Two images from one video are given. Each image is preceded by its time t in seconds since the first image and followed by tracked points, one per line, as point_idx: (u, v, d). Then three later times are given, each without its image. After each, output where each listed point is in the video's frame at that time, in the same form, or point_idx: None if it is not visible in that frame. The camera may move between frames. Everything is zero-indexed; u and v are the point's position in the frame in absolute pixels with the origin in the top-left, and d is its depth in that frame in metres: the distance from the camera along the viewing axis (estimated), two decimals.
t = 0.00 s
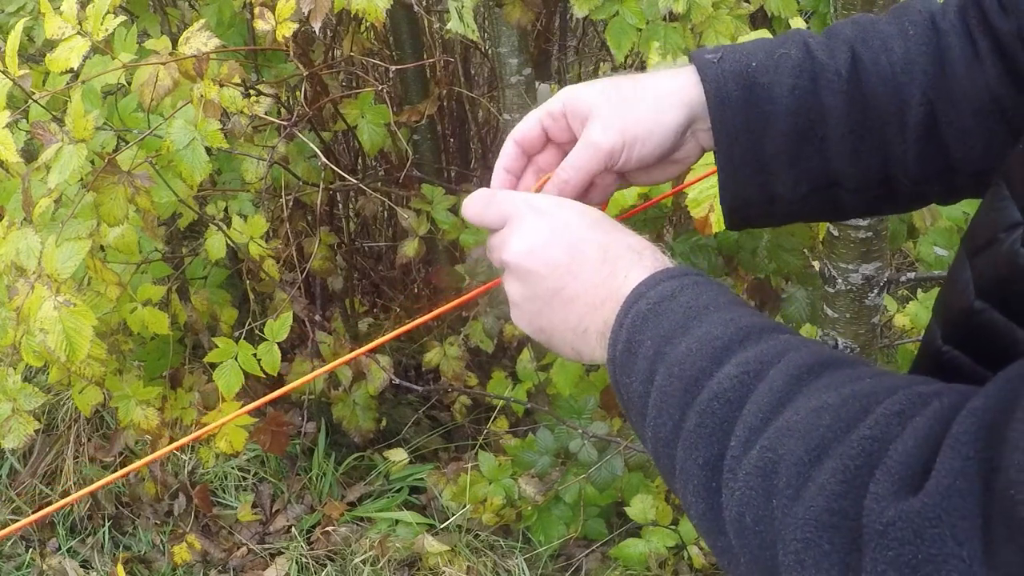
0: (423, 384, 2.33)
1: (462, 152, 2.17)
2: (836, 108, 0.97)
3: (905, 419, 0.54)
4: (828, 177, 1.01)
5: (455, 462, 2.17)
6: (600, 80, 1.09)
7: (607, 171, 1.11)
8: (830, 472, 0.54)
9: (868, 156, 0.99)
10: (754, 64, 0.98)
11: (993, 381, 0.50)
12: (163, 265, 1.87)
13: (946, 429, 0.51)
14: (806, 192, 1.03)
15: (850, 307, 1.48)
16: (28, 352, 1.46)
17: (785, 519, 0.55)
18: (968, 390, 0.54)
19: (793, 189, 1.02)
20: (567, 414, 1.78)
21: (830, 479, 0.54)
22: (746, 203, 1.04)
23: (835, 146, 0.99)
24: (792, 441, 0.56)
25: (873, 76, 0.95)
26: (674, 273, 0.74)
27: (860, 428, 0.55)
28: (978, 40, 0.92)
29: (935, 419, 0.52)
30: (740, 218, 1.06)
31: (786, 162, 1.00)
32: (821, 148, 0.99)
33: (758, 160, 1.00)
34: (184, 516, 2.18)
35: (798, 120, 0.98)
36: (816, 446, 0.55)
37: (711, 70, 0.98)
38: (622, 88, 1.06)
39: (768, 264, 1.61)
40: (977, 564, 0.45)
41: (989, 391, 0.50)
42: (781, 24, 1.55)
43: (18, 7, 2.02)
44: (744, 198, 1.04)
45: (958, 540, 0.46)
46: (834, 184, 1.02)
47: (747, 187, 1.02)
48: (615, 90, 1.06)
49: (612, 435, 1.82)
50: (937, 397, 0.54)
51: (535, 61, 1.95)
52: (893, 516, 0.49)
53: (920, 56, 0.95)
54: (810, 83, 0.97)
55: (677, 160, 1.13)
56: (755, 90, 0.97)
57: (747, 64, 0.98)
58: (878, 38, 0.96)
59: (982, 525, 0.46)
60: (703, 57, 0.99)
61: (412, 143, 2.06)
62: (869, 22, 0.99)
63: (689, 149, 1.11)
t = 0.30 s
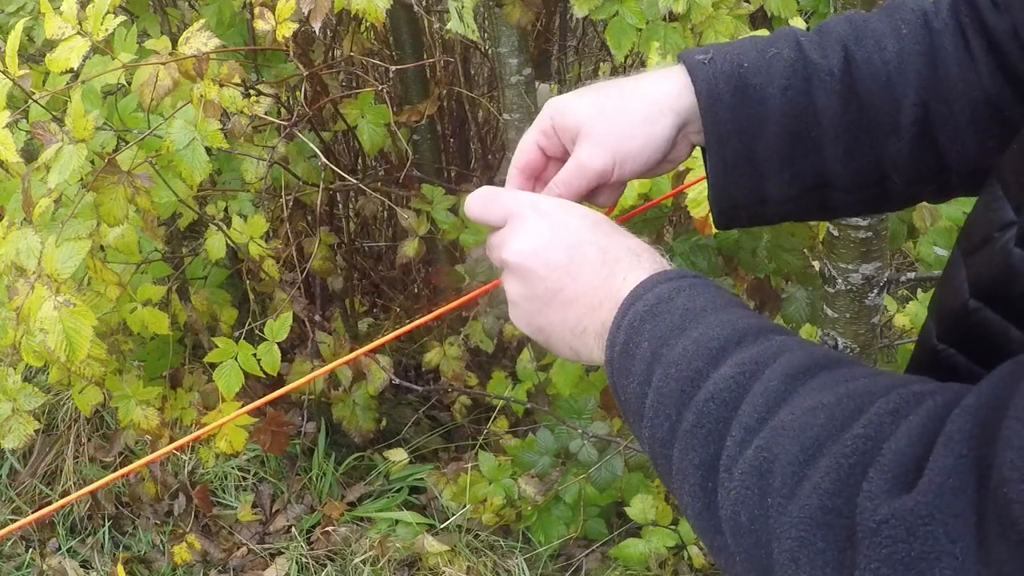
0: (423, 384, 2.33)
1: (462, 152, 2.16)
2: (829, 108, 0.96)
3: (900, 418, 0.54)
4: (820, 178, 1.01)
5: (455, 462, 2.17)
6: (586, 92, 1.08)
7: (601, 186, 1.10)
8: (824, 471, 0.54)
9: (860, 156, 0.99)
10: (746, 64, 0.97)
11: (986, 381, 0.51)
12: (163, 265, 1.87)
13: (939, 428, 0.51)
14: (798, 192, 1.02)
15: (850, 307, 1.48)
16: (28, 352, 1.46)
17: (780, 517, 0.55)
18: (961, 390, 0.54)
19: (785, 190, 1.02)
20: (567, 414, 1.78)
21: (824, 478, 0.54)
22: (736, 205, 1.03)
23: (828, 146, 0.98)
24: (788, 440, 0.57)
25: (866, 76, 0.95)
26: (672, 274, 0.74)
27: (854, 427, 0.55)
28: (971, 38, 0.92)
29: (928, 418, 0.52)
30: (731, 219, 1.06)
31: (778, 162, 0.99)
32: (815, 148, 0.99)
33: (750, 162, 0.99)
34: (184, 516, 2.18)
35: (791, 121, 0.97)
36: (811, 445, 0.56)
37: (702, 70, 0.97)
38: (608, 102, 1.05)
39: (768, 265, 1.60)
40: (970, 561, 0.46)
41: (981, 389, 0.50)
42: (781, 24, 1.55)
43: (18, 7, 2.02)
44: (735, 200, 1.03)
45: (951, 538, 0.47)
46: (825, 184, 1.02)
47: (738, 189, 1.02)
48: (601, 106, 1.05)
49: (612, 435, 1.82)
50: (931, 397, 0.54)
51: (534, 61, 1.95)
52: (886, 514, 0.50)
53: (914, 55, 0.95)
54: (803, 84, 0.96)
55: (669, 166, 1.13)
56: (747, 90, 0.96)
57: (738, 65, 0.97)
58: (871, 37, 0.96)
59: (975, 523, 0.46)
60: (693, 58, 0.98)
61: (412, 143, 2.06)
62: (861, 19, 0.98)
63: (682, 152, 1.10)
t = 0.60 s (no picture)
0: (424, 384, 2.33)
1: (462, 152, 2.16)
2: (826, 106, 0.96)
3: (907, 437, 0.55)
4: (816, 176, 1.01)
5: (455, 462, 2.18)
6: (587, 85, 1.06)
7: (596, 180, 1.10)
8: (834, 492, 0.55)
9: (858, 154, 0.99)
10: (742, 63, 0.96)
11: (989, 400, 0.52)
12: (163, 265, 1.87)
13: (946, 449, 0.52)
14: (795, 190, 1.02)
15: (850, 307, 1.48)
16: (28, 352, 1.46)
17: (791, 537, 0.56)
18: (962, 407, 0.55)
19: (783, 188, 1.02)
20: (567, 414, 1.79)
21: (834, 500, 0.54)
22: (733, 203, 1.04)
23: (825, 144, 0.98)
24: (798, 459, 0.57)
25: (863, 73, 0.95)
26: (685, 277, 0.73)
27: (863, 448, 0.55)
28: (968, 34, 0.92)
29: (935, 439, 0.53)
30: (729, 217, 1.06)
31: (775, 160, 0.99)
32: (812, 147, 0.99)
33: (747, 160, 0.99)
34: (184, 516, 2.18)
35: (788, 119, 0.97)
36: (821, 464, 0.56)
37: (699, 69, 0.97)
38: (608, 99, 1.04)
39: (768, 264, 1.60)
40: None
41: (985, 410, 0.51)
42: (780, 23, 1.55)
43: (18, 7, 2.02)
44: (732, 198, 1.03)
45: (959, 566, 0.48)
46: (822, 182, 1.02)
47: (735, 187, 1.02)
48: (601, 102, 1.04)
49: (612, 435, 1.82)
50: (935, 417, 0.55)
51: (534, 61, 1.95)
52: (895, 540, 0.51)
53: (911, 52, 0.94)
54: (800, 81, 0.96)
55: (666, 161, 1.13)
56: (744, 89, 0.96)
57: (735, 64, 0.96)
58: (868, 34, 0.96)
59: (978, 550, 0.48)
60: (691, 57, 0.98)
61: (412, 143, 2.06)
62: (857, 16, 0.98)
63: (676, 150, 1.10)
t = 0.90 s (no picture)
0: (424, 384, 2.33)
1: (462, 152, 2.16)
2: (826, 114, 0.96)
3: (933, 553, 0.55)
4: (816, 183, 1.01)
5: (455, 462, 2.17)
6: (588, 93, 1.05)
7: (599, 188, 1.10)
8: None
9: (857, 159, 0.99)
10: (742, 71, 0.96)
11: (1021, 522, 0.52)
12: (163, 265, 1.87)
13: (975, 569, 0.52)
14: (795, 198, 1.02)
15: (851, 308, 1.48)
16: (28, 352, 1.46)
17: None
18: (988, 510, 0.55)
19: (783, 196, 1.02)
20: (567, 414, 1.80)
21: None
22: (734, 211, 1.04)
23: (825, 152, 0.98)
24: None
25: (863, 80, 0.95)
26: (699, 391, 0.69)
27: (894, 570, 0.55)
28: (965, 41, 0.91)
29: (962, 561, 0.53)
30: (730, 224, 1.06)
31: (776, 168, 0.99)
32: (811, 154, 0.99)
33: (747, 168, 0.99)
34: (184, 516, 2.18)
35: (788, 126, 0.97)
36: None
37: (699, 78, 0.97)
38: (610, 110, 1.03)
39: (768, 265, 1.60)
40: None
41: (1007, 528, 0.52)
42: (781, 24, 1.55)
43: (18, 7, 2.02)
44: (732, 205, 1.03)
45: None
46: (822, 190, 1.02)
47: (736, 194, 1.02)
48: (602, 113, 1.03)
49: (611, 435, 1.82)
50: (958, 532, 0.55)
51: (534, 61, 1.95)
52: None
53: (909, 59, 0.94)
54: (800, 89, 0.96)
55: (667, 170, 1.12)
56: (745, 97, 0.96)
57: (735, 71, 0.96)
58: (867, 41, 0.95)
59: None
60: (691, 66, 0.98)
61: (412, 143, 2.06)
62: (857, 23, 0.98)
63: (678, 158, 1.09)
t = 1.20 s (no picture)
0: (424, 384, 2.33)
1: (462, 153, 2.16)
2: (830, 117, 0.96)
3: (828, 469, 0.56)
4: (822, 185, 1.01)
5: (455, 462, 2.17)
6: (595, 94, 1.05)
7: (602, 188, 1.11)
8: (766, 541, 0.56)
9: (860, 159, 0.98)
10: (746, 74, 0.95)
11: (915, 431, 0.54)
12: (163, 265, 1.87)
13: (868, 478, 0.54)
14: (800, 199, 1.03)
15: (850, 308, 1.48)
16: (28, 352, 1.46)
17: None
18: (882, 433, 0.57)
19: (790, 196, 1.02)
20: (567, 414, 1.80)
21: (766, 548, 0.56)
22: (741, 215, 1.04)
23: (830, 154, 0.98)
24: (726, 518, 0.59)
25: (867, 83, 0.94)
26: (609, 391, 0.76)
27: (785, 493, 0.57)
28: (969, 43, 0.90)
29: (855, 474, 0.55)
30: (737, 226, 1.06)
31: (782, 170, 0.99)
32: (816, 155, 0.99)
33: (753, 170, 0.99)
34: (184, 516, 2.18)
35: (793, 129, 0.97)
36: (747, 517, 0.58)
37: (703, 82, 0.96)
38: (617, 113, 1.02)
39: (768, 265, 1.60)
40: None
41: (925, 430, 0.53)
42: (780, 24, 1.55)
43: (19, 7, 2.02)
44: (740, 208, 1.04)
45: None
46: (828, 190, 1.02)
47: (742, 198, 1.02)
48: (608, 116, 1.03)
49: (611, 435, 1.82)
50: (847, 451, 0.57)
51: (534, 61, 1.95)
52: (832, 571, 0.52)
53: (913, 60, 0.93)
54: (803, 91, 0.96)
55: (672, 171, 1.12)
56: (749, 101, 0.95)
57: (739, 75, 0.95)
58: (870, 42, 0.94)
59: (906, 567, 0.50)
60: (694, 69, 0.97)
61: (412, 143, 2.05)
62: (860, 23, 0.96)
63: (683, 158, 1.09)
